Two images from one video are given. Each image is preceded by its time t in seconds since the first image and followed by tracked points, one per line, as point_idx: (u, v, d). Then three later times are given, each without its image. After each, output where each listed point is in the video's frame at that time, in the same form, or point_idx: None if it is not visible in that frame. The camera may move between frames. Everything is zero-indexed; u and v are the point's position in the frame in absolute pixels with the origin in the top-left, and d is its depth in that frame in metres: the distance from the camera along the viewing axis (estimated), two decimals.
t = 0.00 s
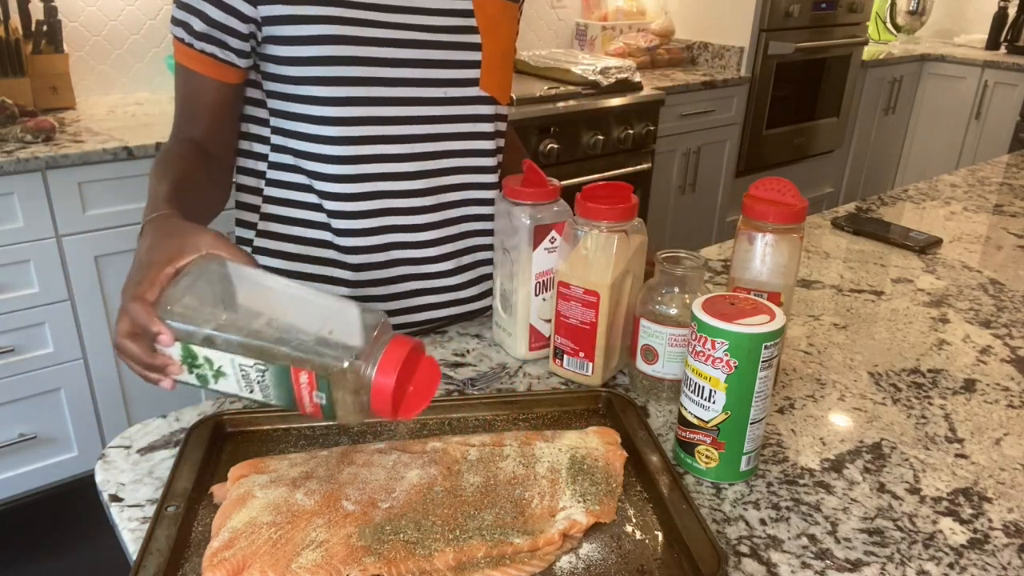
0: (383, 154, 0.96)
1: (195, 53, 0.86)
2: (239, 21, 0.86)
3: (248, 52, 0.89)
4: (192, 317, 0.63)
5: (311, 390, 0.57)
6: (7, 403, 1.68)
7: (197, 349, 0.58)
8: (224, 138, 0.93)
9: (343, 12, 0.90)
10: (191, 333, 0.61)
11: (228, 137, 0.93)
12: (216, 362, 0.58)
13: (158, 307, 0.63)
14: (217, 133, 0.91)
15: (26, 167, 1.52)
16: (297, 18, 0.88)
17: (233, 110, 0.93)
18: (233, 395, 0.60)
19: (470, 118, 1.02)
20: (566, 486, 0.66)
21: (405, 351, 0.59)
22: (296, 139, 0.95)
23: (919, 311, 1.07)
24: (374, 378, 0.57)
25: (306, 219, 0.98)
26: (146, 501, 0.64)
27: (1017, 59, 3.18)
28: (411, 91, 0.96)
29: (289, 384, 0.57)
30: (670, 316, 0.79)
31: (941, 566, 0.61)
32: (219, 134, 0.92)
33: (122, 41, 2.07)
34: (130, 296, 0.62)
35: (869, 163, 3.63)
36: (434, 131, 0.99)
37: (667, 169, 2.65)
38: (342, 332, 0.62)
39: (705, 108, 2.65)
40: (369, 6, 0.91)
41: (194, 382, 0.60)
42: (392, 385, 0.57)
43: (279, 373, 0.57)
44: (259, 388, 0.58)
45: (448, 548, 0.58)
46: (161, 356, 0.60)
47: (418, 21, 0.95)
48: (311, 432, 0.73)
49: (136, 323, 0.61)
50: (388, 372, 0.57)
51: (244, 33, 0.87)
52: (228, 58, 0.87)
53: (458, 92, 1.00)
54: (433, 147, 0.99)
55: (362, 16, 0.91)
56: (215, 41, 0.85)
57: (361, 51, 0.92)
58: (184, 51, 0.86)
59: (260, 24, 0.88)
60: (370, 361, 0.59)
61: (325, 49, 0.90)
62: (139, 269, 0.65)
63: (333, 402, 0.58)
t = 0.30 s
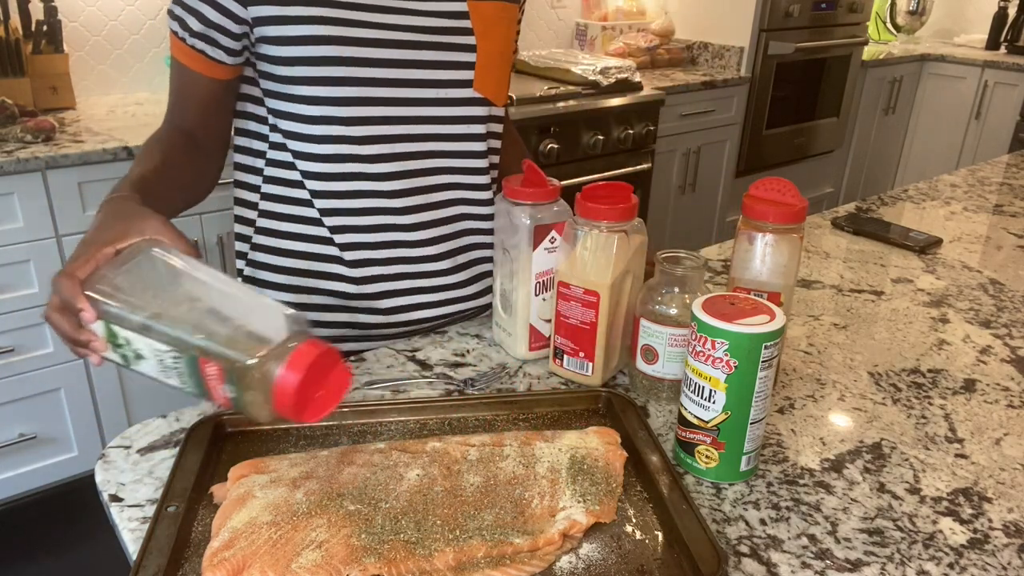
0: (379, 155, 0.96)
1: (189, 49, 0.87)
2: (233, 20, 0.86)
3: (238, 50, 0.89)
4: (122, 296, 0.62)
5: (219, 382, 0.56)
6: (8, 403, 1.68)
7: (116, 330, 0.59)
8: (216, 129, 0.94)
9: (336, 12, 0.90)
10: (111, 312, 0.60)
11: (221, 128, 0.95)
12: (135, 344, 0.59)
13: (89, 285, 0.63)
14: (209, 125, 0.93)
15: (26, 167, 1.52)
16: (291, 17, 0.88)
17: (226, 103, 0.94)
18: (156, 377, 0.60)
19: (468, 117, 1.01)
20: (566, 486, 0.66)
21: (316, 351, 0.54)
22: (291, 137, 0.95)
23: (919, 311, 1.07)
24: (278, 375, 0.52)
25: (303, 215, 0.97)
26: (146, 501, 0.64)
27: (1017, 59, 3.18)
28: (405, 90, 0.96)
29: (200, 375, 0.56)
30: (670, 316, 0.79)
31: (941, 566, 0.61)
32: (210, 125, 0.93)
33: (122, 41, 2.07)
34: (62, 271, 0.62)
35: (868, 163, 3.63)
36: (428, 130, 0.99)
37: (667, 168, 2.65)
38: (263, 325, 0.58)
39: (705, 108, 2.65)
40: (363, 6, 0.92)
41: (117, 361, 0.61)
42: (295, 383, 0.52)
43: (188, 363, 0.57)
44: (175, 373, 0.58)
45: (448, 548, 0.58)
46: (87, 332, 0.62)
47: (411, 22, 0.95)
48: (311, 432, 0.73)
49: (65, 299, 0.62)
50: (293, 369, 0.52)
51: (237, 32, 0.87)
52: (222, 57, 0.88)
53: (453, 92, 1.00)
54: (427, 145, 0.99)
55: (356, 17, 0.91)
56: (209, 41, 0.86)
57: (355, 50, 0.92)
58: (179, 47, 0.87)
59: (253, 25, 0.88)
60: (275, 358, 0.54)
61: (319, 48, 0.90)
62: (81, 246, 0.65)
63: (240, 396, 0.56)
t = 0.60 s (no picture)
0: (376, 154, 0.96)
1: (188, 50, 0.88)
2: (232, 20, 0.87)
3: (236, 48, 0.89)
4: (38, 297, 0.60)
5: (100, 398, 0.54)
6: (8, 403, 1.68)
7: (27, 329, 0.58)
8: (217, 128, 0.95)
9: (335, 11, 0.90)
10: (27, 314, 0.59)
11: (221, 129, 0.96)
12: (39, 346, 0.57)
13: (9, 282, 0.62)
14: (208, 127, 0.94)
15: (26, 167, 1.52)
16: (289, 16, 0.88)
17: (226, 104, 0.95)
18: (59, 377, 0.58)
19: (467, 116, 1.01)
20: (566, 487, 0.65)
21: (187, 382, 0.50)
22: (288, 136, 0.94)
23: (919, 311, 1.07)
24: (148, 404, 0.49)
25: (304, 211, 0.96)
26: (146, 501, 0.64)
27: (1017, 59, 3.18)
28: (403, 88, 0.96)
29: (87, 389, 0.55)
30: (669, 316, 0.79)
31: (941, 566, 0.61)
32: (208, 124, 0.94)
33: (122, 41, 2.07)
34: None
35: (868, 163, 3.63)
36: (427, 128, 0.99)
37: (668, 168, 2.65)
38: (158, 343, 0.55)
39: (705, 108, 2.65)
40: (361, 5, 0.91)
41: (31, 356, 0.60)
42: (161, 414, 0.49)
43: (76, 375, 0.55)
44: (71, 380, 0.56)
45: (448, 548, 0.58)
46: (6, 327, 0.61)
47: (409, 20, 0.94)
48: (311, 432, 0.73)
49: None
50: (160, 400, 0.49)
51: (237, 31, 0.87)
52: (228, 57, 0.89)
53: (451, 91, 1.00)
54: (426, 144, 0.99)
55: (355, 16, 0.91)
56: (210, 42, 0.87)
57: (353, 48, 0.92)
58: (180, 46, 0.88)
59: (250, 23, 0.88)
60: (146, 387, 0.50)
61: (316, 46, 0.90)
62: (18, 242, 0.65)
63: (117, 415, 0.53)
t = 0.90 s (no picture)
0: (376, 153, 0.96)
1: (193, 53, 0.85)
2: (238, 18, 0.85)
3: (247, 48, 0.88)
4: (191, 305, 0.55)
5: (295, 392, 0.53)
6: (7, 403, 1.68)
7: (186, 341, 0.53)
8: (225, 138, 0.91)
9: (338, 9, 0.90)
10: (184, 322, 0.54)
11: (230, 136, 0.92)
12: (204, 356, 0.54)
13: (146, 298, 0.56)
14: (219, 134, 0.90)
15: (26, 167, 1.52)
16: (292, 14, 0.88)
17: (234, 108, 0.91)
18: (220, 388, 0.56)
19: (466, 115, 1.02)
20: (566, 487, 0.65)
21: (395, 363, 0.54)
22: (286, 134, 0.94)
23: (919, 311, 1.07)
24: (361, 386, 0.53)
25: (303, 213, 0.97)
26: (146, 501, 0.64)
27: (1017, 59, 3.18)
28: (404, 87, 0.96)
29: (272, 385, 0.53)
30: (669, 316, 0.79)
31: (941, 566, 0.61)
32: (218, 134, 0.90)
33: (122, 42, 2.07)
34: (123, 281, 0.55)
35: (869, 163, 3.63)
36: (428, 128, 0.99)
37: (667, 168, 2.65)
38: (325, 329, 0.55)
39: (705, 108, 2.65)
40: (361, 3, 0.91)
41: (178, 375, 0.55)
42: (378, 396, 0.53)
43: (261, 370, 0.53)
44: (243, 382, 0.54)
45: (448, 549, 0.58)
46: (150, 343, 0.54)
47: (411, 18, 0.94)
48: (311, 432, 0.73)
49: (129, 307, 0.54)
50: (376, 381, 0.53)
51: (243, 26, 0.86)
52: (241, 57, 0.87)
53: (452, 89, 1.00)
54: (426, 144, 0.99)
55: (357, 15, 0.91)
56: (220, 42, 0.85)
57: (354, 46, 0.92)
58: (181, 51, 0.85)
59: (257, 19, 0.88)
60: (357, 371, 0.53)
61: (319, 45, 0.90)
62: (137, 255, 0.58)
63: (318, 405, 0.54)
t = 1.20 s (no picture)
0: (377, 154, 0.96)
1: (194, 53, 0.85)
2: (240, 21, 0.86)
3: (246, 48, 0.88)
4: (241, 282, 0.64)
5: (360, 354, 0.62)
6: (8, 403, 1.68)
7: (245, 316, 0.61)
8: (227, 135, 0.92)
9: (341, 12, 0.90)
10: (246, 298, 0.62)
11: (231, 132, 0.92)
12: (265, 327, 0.61)
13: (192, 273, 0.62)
14: (222, 130, 0.91)
15: (26, 167, 1.52)
16: (295, 16, 0.88)
17: (236, 106, 0.92)
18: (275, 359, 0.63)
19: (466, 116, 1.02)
20: (566, 487, 0.65)
21: (451, 320, 0.63)
22: (288, 135, 0.94)
23: (919, 311, 1.07)
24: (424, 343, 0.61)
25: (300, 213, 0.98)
26: (146, 501, 0.64)
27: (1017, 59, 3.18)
28: (405, 88, 0.96)
29: (339, 350, 0.62)
30: (670, 317, 0.78)
31: (941, 566, 0.61)
32: (221, 131, 0.90)
33: (123, 42, 2.07)
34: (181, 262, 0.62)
35: (869, 163, 3.63)
36: (429, 130, 0.99)
37: (667, 168, 2.65)
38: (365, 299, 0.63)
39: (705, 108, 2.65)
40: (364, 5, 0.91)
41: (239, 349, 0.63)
42: (440, 351, 0.61)
43: (328, 338, 0.61)
44: (306, 353, 0.63)
45: (448, 549, 0.58)
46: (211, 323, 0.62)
47: (413, 21, 0.94)
48: (311, 432, 0.73)
49: (186, 287, 0.62)
50: (437, 338, 0.61)
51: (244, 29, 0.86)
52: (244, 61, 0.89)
53: (452, 91, 1.00)
54: (426, 145, 0.99)
55: (360, 18, 0.91)
56: (219, 45, 0.85)
57: (356, 49, 0.91)
58: (180, 50, 0.85)
59: (260, 22, 0.88)
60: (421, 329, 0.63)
61: (321, 46, 0.90)
62: (186, 237, 0.65)
63: (379, 367, 0.62)
